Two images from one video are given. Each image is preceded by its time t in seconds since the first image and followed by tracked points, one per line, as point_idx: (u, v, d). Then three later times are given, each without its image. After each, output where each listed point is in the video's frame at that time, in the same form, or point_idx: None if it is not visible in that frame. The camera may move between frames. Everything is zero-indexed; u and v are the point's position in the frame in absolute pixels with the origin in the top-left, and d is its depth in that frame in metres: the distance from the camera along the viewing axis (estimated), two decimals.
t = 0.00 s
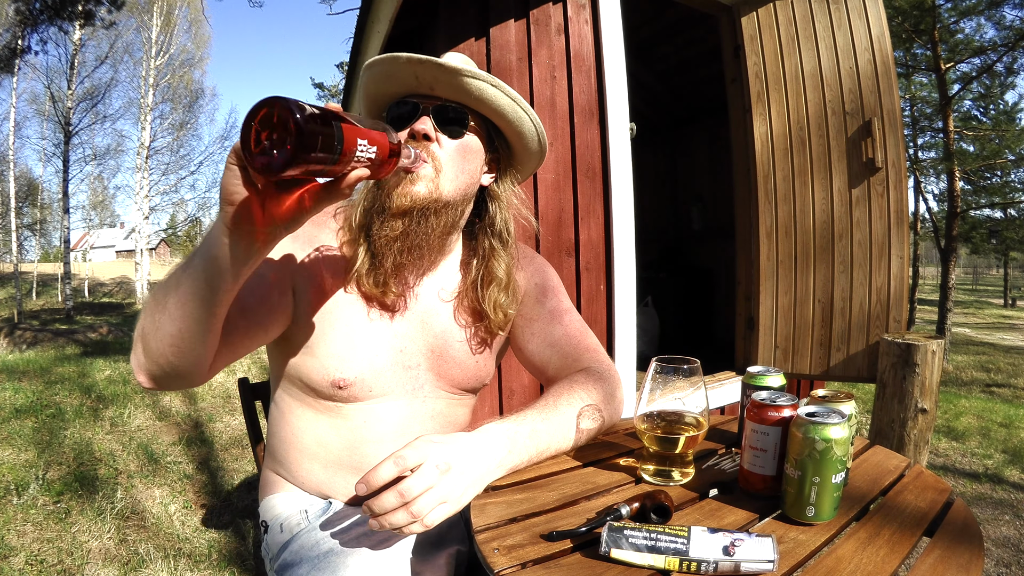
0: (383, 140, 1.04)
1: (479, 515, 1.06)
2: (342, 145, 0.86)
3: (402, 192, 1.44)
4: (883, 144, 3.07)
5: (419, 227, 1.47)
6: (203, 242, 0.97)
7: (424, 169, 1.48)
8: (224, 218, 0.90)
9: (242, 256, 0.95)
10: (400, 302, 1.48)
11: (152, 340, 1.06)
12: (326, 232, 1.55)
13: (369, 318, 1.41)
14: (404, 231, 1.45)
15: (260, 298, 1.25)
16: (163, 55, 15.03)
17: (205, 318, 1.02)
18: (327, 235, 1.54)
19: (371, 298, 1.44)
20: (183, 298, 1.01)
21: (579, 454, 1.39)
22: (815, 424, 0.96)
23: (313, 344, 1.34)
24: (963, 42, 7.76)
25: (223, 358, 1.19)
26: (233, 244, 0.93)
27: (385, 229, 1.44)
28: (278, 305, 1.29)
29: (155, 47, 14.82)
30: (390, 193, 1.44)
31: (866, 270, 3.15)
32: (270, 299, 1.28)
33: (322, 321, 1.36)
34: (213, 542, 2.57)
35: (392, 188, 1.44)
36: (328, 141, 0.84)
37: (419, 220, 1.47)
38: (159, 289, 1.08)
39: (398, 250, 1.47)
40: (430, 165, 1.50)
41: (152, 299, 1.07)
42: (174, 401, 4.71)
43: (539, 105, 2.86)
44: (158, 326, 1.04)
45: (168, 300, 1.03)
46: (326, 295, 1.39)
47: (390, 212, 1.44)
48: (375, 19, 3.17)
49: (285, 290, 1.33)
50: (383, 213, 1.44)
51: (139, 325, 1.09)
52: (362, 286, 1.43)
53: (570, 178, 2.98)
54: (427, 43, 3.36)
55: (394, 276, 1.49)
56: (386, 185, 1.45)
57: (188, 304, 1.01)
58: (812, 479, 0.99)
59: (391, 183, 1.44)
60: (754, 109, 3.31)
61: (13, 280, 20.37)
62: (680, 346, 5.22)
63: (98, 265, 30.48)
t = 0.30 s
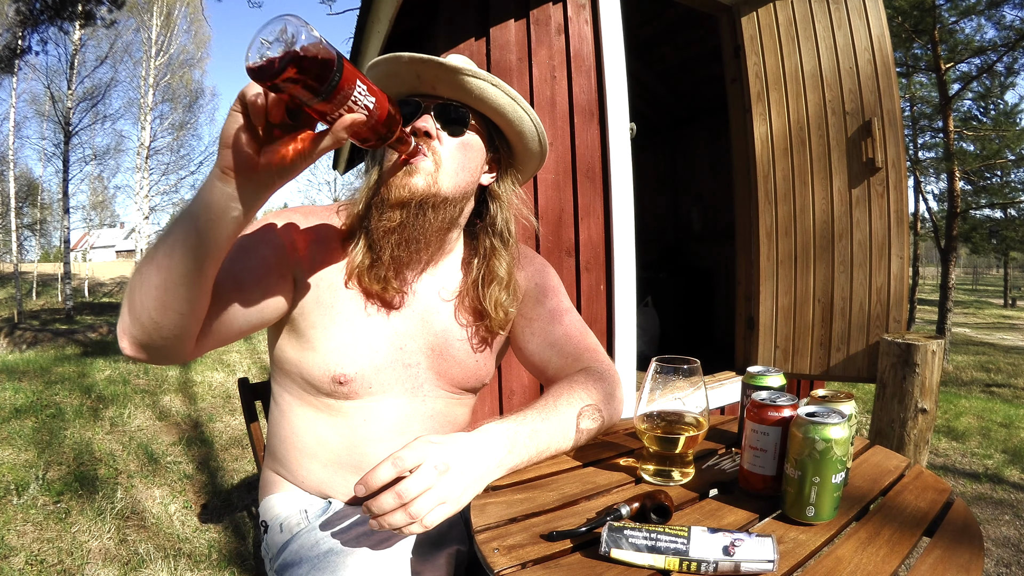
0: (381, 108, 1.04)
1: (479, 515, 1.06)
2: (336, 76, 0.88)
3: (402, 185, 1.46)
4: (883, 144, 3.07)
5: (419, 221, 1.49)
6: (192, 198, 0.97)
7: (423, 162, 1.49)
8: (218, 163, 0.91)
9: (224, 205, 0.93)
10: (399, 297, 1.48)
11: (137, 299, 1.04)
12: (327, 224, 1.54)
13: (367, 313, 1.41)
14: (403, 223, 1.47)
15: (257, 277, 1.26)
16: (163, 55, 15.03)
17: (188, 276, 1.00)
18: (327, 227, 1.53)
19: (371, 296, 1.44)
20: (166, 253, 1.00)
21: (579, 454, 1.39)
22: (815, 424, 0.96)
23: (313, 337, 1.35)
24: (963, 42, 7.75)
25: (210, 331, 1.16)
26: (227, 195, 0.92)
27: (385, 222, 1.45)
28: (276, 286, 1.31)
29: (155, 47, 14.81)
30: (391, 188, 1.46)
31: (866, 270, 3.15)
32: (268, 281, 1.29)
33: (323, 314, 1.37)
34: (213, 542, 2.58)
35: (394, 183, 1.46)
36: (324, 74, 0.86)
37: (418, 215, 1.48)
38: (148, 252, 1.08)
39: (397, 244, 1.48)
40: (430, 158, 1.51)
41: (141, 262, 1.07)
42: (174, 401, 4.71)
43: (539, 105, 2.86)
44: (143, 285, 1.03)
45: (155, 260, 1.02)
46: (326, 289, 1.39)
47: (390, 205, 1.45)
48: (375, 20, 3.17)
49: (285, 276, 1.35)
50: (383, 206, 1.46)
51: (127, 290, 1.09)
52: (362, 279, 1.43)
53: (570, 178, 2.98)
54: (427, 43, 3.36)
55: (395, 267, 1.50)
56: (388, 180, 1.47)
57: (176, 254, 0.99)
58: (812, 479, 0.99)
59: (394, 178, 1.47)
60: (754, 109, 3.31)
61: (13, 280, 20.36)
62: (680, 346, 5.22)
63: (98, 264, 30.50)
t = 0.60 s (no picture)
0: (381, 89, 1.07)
1: (479, 515, 1.06)
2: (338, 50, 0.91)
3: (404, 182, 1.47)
4: (883, 144, 3.07)
5: (419, 218, 1.50)
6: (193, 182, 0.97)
7: (424, 159, 1.50)
8: (223, 142, 0.91)
9: (226, 185, 0.93)
10: (400, 294, 1.48)
11: (137, 285, 1.04)
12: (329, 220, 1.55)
13: (366, 311, 1.41)
14: (404, 220, 1.47)
15: (259, 270, 1.26)
16: (162, 55, 15.02)
17: (187, 258, 1.00)
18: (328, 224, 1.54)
19: (374, 295, 1.44)
20: (166, 236, 1.00)
21: (579, 454, 1.39)
22: (815, 424, 0.96)
23: (315, 335, 1.35)
24: (963, 42, 7.75)
25: (209, 322, 1.15)
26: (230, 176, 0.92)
27: (387, 218, 1.46)
28: (278, 279, 1.31)
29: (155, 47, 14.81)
30: (393, 185, 1.47)
31: (866, 270, 3.15)
32: (270, 274, 1.29)
33: (324, 313, 1.37)
34: (213, 542, 2.58)
35: (395, 180, 1.47)
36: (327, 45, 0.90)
37: (419, 212, 1.49)
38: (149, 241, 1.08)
39: (398, 241, 1.48)
40: (431, 154, 1.52)
41: (142, 251, 1.07)
42: (174, 401, 4.71)
43: (539, 104, 2.86)
44: (143, 271, 1.02)
45: (155, 244, 1.02)
46: (327, 286, 1.39)
47: (392, 202, 1.46)
48: (375, 19, 3.17)
49: (287, 269, 1.34)
50: (384, 203, 1.47)
51: (127, 279, 1.09)
52: (362, 277, 1.43)
53: (570, 178, 2.98)
54: (427, 42, 3.36)
55: (395, 264, 1.50)
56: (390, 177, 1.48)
57: (178, 234, 0.99)
58: (812, 479, 0.99)
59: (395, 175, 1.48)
60: (754, 109, 3.31)
61: (13, 280, 20.36)
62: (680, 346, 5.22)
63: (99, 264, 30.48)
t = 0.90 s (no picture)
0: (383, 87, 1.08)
1: (479, 515, 1.06)
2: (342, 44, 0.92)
3: (405, 183, 1.47)
4: (883, 143, 3.07)
5: (419, 219, 1.50)
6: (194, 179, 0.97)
7: (425, 160, 1.50)
8: (224, 138, 0.91)
9: (227, 181, 0.93)
10: (400, 296, 1.48)
11: (137, 282, 1.04)
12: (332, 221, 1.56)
13: (367, 312, 1.41)
14: (405, 221, 1.47)
15: (260, 268, 1.26)
16: (162, 55, 15.02)
17: (187, 255, 0.99)
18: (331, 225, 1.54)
19: (375, 296, 1.44)
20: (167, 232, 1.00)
21: (579, 454, 1.39)
22: (815, 424, 0.96)
23: (315, 336, 1.35)
24: (963, 42, 7.75)
25: (209, 319, 1.14)
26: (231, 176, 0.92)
27: (387, 220, 1.46)
28: (278, 277, 1.31)
29: (155, 47, 14.82)
30: (394, 186, 1.47)
31: (866, 270, 3.15)
32: (270, 273, 1.29)
33: (325, 314, 1.37)
34: (213, 542, 2.58)
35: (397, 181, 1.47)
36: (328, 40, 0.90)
37: (420, 213, 1.49)
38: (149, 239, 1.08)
39: (399, 242, 1.48)
40: (432, 155, 1.52)
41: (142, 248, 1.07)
42: (175, 401, 4.71)
43: (539, 104, 2.86)
44: (144, 268, 1.02)
45: (155, 241, 1.02)
46: (328, 287, 1.39)
47: (392, 203, 1.46)
48: (375, 19, 3.17)
49: (287, 269, 1.35)
50: (385, 204, 1.47)
51: (127, 276, 1.08)
52: (363, 278, 1.43)
53: (570, 178, 2.98)
54: (427, 42, 3.36)
55: (396, 265, 1.49)
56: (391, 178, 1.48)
57: (179, 230, 0.99)
58: (812, 479, 0.99)
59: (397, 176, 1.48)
60: (754, 109, 3.31)
61: (13, 280, 20.35)
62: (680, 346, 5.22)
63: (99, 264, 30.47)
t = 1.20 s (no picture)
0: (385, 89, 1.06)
1: (478, 515, 1.06)
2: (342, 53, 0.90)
3: (405, 187, 1.48)
4: (883, 143, 3.07)
5: (420, 222, 1.50)
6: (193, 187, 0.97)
7: (426, 163, 1.51)
8: (224, 145, 0.90)
9: (228, 188, 0.93)
10: (400, 298, 1.48)
11: (138, 287, 1.04)
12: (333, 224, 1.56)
13: (366, 314, 1.40)
14: (406, 224, 1.48)
15: (259, 269, 1.26)
16: (162, 55, 15.02)
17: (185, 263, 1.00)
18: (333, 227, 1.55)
19: (375, 297, 1.44)
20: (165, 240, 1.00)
21: (579, 454, 1.39)
22: (815, 424, 0.96)
23: (316, 337, 1.35)
24: (963, 42, 7.75)
25: (211, 321, 1.15)
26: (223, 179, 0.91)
27: (388, 222, 1.47)
28: (278, 281, 1.31)
29: (155, 47, 14.81)
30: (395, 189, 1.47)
31: (866, 270, 3.15)
32: (270, 274, 1.29)
33: (326, 315, 1.37)
34: (213, 542, 2.58)
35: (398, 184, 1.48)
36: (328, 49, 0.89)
37: (420, 215, 1.49)
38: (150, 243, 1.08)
39: (400, 244, 1.48)
40: (433, 158, 1.53)
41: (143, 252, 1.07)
42: (175, 401, 4.71)
43: (539, 104, 2.86)
44: (143, 275, 1.03)
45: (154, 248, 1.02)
46: (329, 288, 1.39)
47: (393, 206, 1.46)
48: (375, 19, 3.17)
49: (287, 271, 1.34)
50: (386, 206, 1.48)
51: (128, 280, 1.09)
52: (363, 280, 1.43)
53: (570, 178, 2.98)
54: (427, 42, 3.36)
55: (397, 268, 1.49)
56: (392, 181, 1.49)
57: (179, 237, 0.99)
58: (812, 479, 0.99)
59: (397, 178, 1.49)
60: (754, 109, 3.31)
61: (13, 280, 20.35)
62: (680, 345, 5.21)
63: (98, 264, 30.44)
